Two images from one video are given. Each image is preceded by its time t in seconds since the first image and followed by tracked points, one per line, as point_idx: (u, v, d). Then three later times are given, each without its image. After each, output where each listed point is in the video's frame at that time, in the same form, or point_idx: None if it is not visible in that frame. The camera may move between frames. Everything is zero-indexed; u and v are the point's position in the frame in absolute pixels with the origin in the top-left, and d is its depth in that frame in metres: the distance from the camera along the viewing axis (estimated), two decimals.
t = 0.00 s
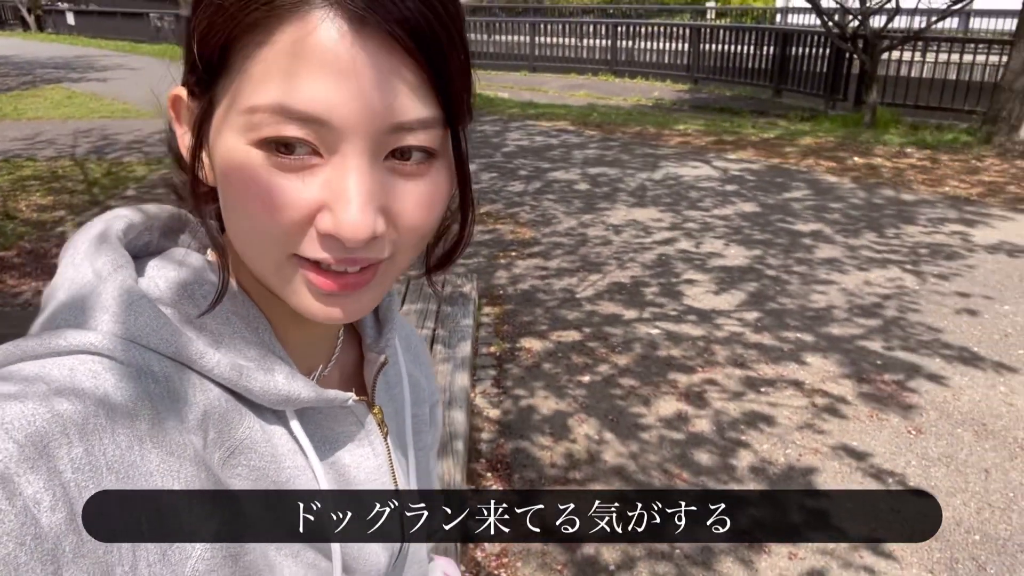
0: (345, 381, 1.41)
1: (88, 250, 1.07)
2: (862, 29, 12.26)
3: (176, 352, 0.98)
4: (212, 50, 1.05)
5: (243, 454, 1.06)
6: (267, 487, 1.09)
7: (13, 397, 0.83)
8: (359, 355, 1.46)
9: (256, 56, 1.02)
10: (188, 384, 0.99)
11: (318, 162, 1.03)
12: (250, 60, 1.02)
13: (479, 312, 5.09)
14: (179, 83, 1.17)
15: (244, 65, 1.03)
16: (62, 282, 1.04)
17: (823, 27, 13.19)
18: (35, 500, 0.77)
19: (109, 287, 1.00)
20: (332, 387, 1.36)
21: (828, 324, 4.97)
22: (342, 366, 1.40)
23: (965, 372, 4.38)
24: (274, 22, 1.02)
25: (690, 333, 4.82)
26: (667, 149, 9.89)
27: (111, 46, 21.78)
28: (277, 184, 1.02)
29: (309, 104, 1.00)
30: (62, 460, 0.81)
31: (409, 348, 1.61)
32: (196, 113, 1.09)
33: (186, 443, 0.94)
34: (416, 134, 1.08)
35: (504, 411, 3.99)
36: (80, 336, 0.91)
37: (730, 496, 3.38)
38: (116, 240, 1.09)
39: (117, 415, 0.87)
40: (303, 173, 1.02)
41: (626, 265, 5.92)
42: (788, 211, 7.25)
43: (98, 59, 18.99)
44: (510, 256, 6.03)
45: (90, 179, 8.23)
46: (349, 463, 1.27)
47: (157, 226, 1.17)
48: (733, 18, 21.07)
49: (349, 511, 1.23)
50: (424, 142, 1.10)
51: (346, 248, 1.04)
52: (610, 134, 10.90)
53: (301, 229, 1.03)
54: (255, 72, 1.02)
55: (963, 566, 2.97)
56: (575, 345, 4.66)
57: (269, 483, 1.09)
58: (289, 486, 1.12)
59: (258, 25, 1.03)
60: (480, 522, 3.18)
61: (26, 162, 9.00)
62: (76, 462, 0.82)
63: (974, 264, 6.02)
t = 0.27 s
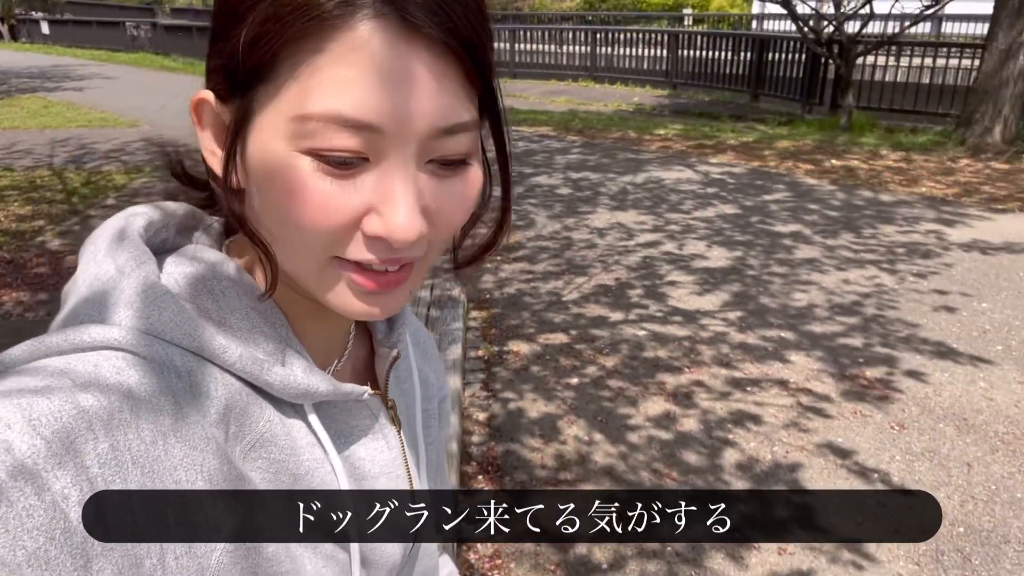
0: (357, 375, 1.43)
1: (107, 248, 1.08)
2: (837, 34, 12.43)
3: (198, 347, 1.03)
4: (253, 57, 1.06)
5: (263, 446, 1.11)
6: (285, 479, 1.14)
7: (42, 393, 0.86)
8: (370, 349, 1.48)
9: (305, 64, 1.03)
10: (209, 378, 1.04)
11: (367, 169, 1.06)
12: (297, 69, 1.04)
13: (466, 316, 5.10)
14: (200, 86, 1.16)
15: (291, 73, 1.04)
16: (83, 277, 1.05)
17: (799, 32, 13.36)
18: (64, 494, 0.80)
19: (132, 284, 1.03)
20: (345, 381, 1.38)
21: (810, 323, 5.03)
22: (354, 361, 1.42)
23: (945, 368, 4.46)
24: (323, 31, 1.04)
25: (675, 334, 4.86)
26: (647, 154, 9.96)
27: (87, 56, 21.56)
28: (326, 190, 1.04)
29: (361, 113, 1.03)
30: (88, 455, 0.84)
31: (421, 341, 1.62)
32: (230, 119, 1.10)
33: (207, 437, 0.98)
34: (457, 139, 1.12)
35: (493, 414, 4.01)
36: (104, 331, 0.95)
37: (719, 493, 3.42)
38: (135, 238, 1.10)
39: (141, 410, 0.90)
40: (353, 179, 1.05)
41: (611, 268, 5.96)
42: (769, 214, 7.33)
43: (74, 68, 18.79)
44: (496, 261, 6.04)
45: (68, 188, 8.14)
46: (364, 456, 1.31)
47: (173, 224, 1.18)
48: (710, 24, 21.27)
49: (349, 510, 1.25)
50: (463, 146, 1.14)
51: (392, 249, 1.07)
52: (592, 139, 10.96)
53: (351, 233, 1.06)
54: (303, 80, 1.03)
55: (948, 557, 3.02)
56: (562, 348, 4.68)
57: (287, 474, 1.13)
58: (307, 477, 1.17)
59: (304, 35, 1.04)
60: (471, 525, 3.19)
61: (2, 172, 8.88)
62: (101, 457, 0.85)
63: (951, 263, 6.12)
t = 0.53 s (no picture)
0: (347, 369, 1.43)
1: (99, 241, 1.10)
2: (812, 40, 12.61)
3: (191, 339, 1.04)
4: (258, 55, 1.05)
5: (256, 440, 1.11)
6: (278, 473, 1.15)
7: (35, 387, 0.86)
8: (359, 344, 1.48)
9: (310, 65, 1.03)
10: (202, 369, 1.05)
11: (369, 169, 1.06)
12: (302, 68, 1.04)
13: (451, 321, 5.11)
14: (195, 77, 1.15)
15: (296, 73, 1.04)
16: (77, 269, 1.07)
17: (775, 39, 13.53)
18: (58, 489, 0.81)
19: (124, 275, 1.05)
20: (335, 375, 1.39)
21: (792, 323, 5.09)
22: (344, 356, 1.43)
23: (924, 365, 4.52)
24: (328, 32, 1.04)
25: (659, 335, 4.90)
26: (628, 159, 10.02)
27: (64, 67, 21.40)
28: (330, 189, 1.05)
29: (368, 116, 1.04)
30: (82, 450, 0.85)
31: (412, 333, 1.62)
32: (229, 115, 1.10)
33: (202, 429, 0.99)
34: (459, 139, 1.13)
35: (479, 418, 4.01)
36: (96, 323, 0.96)
37: (705, 491, 3.44)
38: (127, 231, 1.11)
39: (135, 404, 0.91)
40: (356, 179, 1.06)
41: (594, 272, 5.99)
42: (750, 217, 7.40)
43: (51, 79, 18.64)
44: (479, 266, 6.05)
45: (46, 200, 8.06)
46: (356, 449, 1.32)
47: (164, 216, 1.19)
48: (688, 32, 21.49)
49: (349, 510, 1.28)
50: (463, 145, 1.15)
51: (392, 248, 1.08)
52: (573, 145, 11.02)
53: (352, 232, 1.07)
54: (309, 81, 1.04)
55: (930, 550, 3.06)
56: (547, 351, 4.70)
57: (280, 467, 1.14)
58: (298, 471, 1.18)
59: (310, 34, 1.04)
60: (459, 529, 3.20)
61: None
62: (96, 451, 0.86)
63: (929, 262, 6.21)
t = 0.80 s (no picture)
0: (336, 363, 1.45)
1: (91, 229, 1.12)
2: (791, 47, 12.77)
3: (182, 328, 1.05)
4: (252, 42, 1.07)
5: (245, 431, 1.12)
6: (267, 465, 1.16)
7: (24, 374, 0.86)
8: (348, 339, 1.50)
9: (300, 57, 1.04)
10: (192, 359, 1.05)
11: (353, 163, 1.07)
12: (294, 59, 1.05)
13: (437, 327, 5.11)
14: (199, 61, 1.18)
15: (288, 63, 1.05)
16: (66, 255, 1.09)
17: (755, 46, 13.68)
18: (46, 478, 0.81)
19: (115, 262, 1.06)
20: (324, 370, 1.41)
21: (775, 324, 5.14)
22: (332, 351, 1.44)
23: (905, 362, 4.58)
24: (319, 26, 1.05)
25: (645, 338, 4.93)
26: (611, 166, 10.08)
27: (43, 80, 21.24)
28: (311, 181, 1.05)
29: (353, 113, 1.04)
30: (72, 438, 0.84)
31: (406, 325, 1.62)
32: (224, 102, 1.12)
33: (194, 420, 0.99)
34: (450, 141, 1.13)
35: (466, 422, 4.01)
36: (88, 311, 0.98)
37: (692, 491, 3.46)
38: (120, 219, 1.14)
39: (126, 394, 0.91)
40: (338, 172, 1.06)
41: (579, 276, 6.02)
42: (733, 221, 7.47)
43: (30, 93, 18.51)
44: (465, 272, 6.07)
45: (27, 213, 7.98)
46: (349, 443, 1.33)
47: (156, 207, 1.21)
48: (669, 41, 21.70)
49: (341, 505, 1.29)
50: (454, 148, 1.15)
51: (372, 245, 1.09)
52: (556, 153, 11.08)
53: (331, 224, 1.07)
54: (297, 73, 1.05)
55: (916, 543, 3.10)
56: (534, 355, 4.72)
57: (268, 459, 1.15)
58: (288, 463, 1.19)
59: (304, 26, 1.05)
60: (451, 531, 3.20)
61: None
62: (85, 441, 0.85)
63: (909, 262, 6.30)
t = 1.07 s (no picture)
0: (339, 356, 1.47)
1: (86, 221, 1.12)
2: (773, 54, 12.91)
3: (179, 321, 1.05)
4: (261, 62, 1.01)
5: (244, 423, 1.11)
6: (266, 458, 1.15)
7: (20, 371, 0.83)
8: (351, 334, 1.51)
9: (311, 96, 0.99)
10: (191, 353, 1.04)
11: (353, 204, 1.01)
12: (302, 83, 1.00)
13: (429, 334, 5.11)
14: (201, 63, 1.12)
15: (294, 89, 1.00)
16: (62, 247, 1.09)
17: (738, 54, 13.81)
18: (44, 473, 0.79)
19: (111, 254, 1.07)
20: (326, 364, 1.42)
21: (764, 325, 5.18)
22: (335, 345, 1.45)
23: (893, 361, 4.63)
24: (333, 70, 0.99)
25: (635, 341, 4.95)
26: (598, 173, 10.13)
27: (25, 94, 21.10)
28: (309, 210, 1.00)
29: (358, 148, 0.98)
30: (69, 433, 0.83)
31: (405, 322, 1.65)
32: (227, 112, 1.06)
33: (193, 413, 0.97)
34: (455, 185, 1.07)
35: (459, 427, 4.01)
36: (84, 304, 0.97)
37: (685, 490, 3.48)
38: (117, 211, 1.14)
39: (122, 387, 0.90)
40: (335, 211, 1.01)
41: (569, 282, 6.04)
42: (720, 225, 7.52)
43: (12, 107, 18.38)
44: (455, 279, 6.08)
45: (11, 227, 7.92)
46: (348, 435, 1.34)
47: (155, 198, 1.21)
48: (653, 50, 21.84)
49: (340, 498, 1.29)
50: (459, 192, 1.09)
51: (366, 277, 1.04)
52: (544, 161, 11.12)
53: (323, 258, 1.03)
54: (304, 101, 0.99)
55: (908, 538, 3.12)
56: (525, 360, 4.73)
57: (268, 452, 1.14)
58: (289, 456, 1.18)
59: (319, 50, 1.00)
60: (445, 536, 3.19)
61: None
62: (82, 435, 0.84)
63: (894, 264, 6.36)
